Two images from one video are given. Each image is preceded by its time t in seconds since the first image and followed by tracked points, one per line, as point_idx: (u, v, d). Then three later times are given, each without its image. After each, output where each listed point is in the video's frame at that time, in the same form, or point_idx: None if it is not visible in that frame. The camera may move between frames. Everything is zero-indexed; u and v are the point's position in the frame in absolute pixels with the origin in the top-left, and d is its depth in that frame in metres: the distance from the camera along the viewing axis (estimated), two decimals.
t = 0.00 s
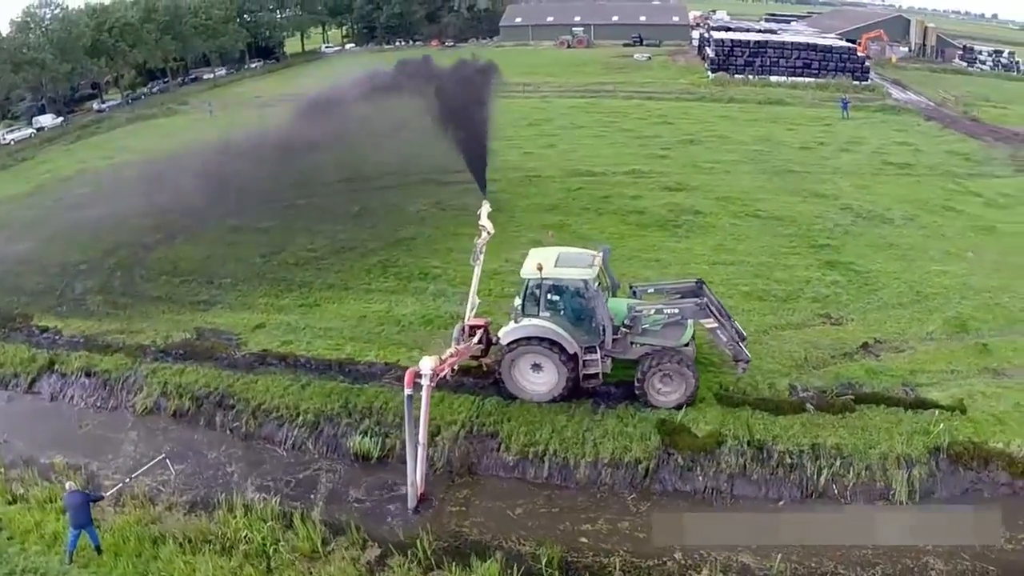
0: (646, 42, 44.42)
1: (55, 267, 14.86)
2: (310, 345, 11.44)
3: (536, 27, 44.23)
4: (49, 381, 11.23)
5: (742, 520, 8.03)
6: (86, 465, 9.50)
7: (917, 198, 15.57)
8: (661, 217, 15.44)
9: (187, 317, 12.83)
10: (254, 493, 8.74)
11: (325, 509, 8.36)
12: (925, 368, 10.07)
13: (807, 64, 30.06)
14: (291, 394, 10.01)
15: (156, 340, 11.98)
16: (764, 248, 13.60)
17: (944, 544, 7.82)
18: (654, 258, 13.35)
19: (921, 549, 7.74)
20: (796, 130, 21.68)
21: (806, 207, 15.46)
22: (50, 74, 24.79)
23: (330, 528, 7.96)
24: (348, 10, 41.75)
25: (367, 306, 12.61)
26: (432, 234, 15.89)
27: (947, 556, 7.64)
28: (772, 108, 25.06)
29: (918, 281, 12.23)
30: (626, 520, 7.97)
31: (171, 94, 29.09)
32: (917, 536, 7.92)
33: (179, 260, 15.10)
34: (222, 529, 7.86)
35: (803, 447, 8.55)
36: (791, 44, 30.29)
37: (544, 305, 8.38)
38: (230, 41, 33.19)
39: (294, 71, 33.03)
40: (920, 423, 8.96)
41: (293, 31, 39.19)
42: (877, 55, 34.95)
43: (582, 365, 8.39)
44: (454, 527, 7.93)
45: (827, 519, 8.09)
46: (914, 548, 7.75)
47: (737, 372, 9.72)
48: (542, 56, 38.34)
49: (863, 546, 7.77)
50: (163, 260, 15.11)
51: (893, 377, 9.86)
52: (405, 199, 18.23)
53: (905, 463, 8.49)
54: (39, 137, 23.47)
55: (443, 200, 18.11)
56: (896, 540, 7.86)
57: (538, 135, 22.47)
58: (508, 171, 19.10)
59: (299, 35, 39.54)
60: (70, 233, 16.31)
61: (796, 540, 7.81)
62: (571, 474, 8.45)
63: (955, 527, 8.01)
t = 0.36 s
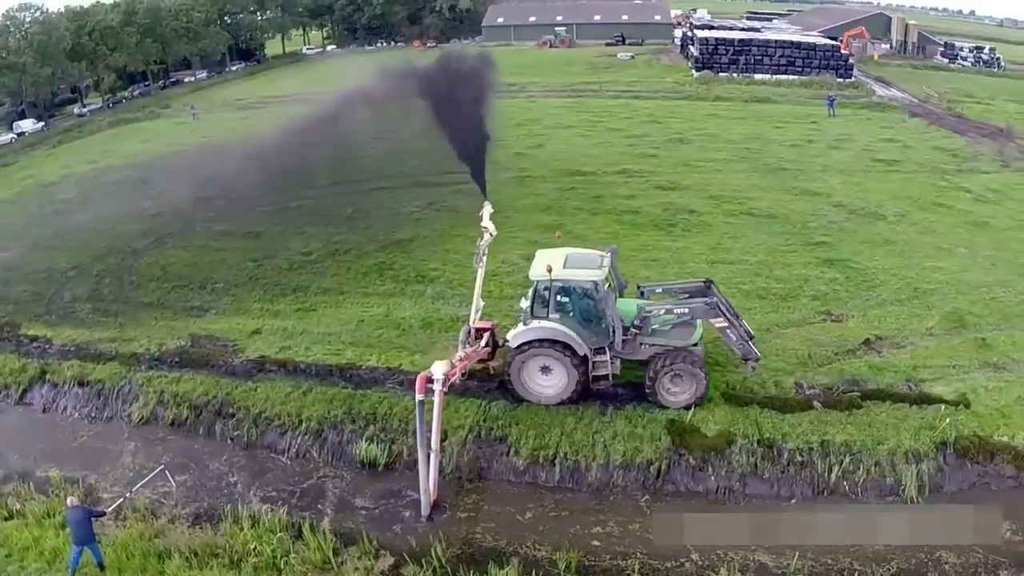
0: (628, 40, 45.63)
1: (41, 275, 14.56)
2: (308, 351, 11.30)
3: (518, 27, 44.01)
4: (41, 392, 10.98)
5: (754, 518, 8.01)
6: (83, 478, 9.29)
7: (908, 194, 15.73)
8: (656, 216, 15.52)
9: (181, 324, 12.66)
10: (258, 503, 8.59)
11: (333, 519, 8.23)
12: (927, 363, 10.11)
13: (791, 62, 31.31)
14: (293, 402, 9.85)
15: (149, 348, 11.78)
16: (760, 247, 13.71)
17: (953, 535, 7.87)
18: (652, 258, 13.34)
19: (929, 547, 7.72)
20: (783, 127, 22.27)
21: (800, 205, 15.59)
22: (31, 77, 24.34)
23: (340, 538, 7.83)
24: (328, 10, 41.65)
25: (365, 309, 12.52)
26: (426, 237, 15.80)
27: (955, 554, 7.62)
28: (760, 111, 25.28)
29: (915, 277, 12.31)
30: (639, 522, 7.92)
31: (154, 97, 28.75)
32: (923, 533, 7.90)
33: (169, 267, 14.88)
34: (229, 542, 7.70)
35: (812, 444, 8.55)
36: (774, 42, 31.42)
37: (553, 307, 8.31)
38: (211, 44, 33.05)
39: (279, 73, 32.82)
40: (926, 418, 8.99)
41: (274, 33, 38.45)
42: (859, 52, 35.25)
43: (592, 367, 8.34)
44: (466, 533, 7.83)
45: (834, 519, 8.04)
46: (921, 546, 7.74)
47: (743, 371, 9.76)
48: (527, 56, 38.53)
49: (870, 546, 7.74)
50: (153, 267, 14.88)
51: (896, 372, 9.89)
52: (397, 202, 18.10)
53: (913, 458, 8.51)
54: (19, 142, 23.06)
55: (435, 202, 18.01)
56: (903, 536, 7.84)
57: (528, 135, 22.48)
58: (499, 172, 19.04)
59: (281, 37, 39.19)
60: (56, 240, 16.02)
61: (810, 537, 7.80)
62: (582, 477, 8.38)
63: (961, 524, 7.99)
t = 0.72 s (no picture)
0: (607, 39, 46.47)
1: (24, 285, 14.25)
2: (306, 357, 11.16)
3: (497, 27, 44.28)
4: (31, 404, 10.70)
5: (765, 516, 8.00)
6: (80, 493, 9.06)
7: (896, 190, 15.94)
8: (648, 216, 15.61)
9: (174, 333, 12.47)
10: (264, 515, 8.43)
11: (342, 529, 8.10)
12: (927, 357, 10.19)
13: (772, 60, 32.24)
14: (294, 410, 9.70)
15: (141, 357, 11.56)
16: (754, 244, 13.83)
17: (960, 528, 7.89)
18: (648, 257, 13.37)
19: (931, 549, 7.65)
20: (769, 125, 22.91)
21: (790, 203, 15.79)
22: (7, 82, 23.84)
23: (351, 549, 7.71)
24: (305, 12, 40.89)
25: (362, 315, 12.44)
26: (418, 240, 15.72)
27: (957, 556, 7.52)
28: (745, 111, 25.53)
29: (908, 272, 12.44)
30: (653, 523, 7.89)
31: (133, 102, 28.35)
32: (925, 534, 7.81)
33: (157, 275, 14.65)
34: (237, 556, 7.54)
35: (820, 441, 8.58)
36: (754, 41, 32.28)
37: (562, 309, 8.28)
38: (190, 48, 32.51)
39: (260, 76, 32.55)
40: (929, 412, 9.06)
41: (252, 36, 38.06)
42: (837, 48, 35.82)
43: (601, 368, 8.35)
44: (477, 540, 7.74)
45: (833, 520, 7.94)
46: (922, 548, 7.65)
47: (745, 369, 9.79)
48: (509, 55, 38.73)
49: (871, 548, 7.65)
50: (141, 275, 14.64)
51: (897, 367, 9.96)
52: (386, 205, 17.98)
53: (919, 451, 8.56)
54: None
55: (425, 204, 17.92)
56: (905, 538, 7.75)
57: (516, 135, 22.50)
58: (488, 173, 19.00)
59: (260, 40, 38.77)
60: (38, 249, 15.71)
61: (824, 533, 7.80)
62: (593, 480, 8.34)
63: (962, 526, 7.89)
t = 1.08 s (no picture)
0: (578, 40, 46.95)
1: None
2: (296, 367, 10.98)
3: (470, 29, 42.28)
4: (13, 423, 10.38)
5: (768, 514, 8.01)
6: (71, 514, 8.81)
7: (874, 187, 16.21)
8: (632, 216, 15.67)
9: (158, 345, 12.23)
10: (264, 531, 8.27)
11: (344, 542, 7.97)
12: (916, 352, 10.32)
13: (743, 58, 32.64)
14: (288, 421, 9.53)
15: (126, 371, 11.30)
16: (739, 243, 13.95)
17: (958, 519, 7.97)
18: (636, 258, 13.41)
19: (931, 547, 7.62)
20: (744, 125, 23.38)
21: (771, 202, 15.97)
22: None
23: (356, 562, 7.60)
24: (274, 16, 36.65)
25: (350, 323, 12.30)
26: (402, 244, 15.61)
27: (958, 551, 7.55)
28: (720, 112, 25.74)
29: (893, 268, 12.61)
30: (659, 525, 7.87)
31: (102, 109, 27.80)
32: (924, 530, 7.81)
33: (138, 287, 14.38)
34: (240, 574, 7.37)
35: (819, 438, 8.64)
36: (726, 40, 32.71)
37: (562, 313, 8.29)
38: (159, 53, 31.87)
39: (232, 80, 32.12)
40: (923, 405, 9.17)
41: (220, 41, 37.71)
42: (806, 47, 36.78)
43: (601, 372, 8.33)
44: (483, 549, 7.66)
45: (831, 519, 7.92)
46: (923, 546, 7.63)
47: (742, 368, 9.82)
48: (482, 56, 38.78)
49: (871, 547, 7.61)
50: (121, 287, 14.36)
51: (889, 362, 10.07)
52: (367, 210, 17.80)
53: (915, 445, 8.65)
54: None
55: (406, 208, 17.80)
56: (905, 534, 7.75)
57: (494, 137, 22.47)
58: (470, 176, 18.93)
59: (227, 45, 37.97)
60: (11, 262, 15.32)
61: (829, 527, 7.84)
62: (597, 483, 8.29)
63: (961, 520, 7.91)
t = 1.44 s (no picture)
0: (541, 41, 47.20)
1: None
2: (284, 379, 10.79)
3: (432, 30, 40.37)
4: None
5: (770, 511, 8.06)
6: (60, 539, 8.54)
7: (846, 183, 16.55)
8: (612, 216, 15.75)
9: (138, 361, 11.93)
10: (263, 549, 8.11)
11: (347, 557, 7.84)
12: (901, 344, 10.51)
13: (709, 56, 33.02)
14: (280, 435, 9.36)
15: (107, 388, 11.01)
16: (720, 241, 14.08)
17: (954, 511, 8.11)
18: (619, 258, 13.45)
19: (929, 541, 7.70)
20: (714, 122, 23.78)
21: (748, 199, 16.17)
22: None
23: None
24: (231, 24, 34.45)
25: (336, 331, 12.15)
26: (382, 250, 15.49)
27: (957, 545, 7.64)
28: (689, 110, 26.02)
29: (872, 262, 12.87)
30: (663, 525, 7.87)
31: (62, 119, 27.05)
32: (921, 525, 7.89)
33: (113, 302, 14.01)
34: None
35: (814, 432, 8.73)
36: (691, 38, 33.05)
37: (559, 316, 8.28)
38: (119, 61, 31.16)
39: (195, 87, 31.51)
40: (913, 397, 9.35)
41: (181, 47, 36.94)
42: (771, 42, 37.72)
43: (600, 373, 8.32)
44: (489, 558, 7.57)
45: (828, 515, 7.98)
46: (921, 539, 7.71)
47: (732, 366, 9.87)
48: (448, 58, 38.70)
49: (872, 543, 7.66)
50: (96, 302, 13.99)
51: (876, 355, 10.24)
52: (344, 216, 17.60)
53: (908, 436, 8.80)
54: None
55: (383, 213, 17.63)
56: (905, 529, 7.83)
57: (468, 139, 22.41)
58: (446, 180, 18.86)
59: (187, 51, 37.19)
60: None
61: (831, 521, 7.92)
62: (598, 486, 8.26)
63: (958, 512, 8.02)
